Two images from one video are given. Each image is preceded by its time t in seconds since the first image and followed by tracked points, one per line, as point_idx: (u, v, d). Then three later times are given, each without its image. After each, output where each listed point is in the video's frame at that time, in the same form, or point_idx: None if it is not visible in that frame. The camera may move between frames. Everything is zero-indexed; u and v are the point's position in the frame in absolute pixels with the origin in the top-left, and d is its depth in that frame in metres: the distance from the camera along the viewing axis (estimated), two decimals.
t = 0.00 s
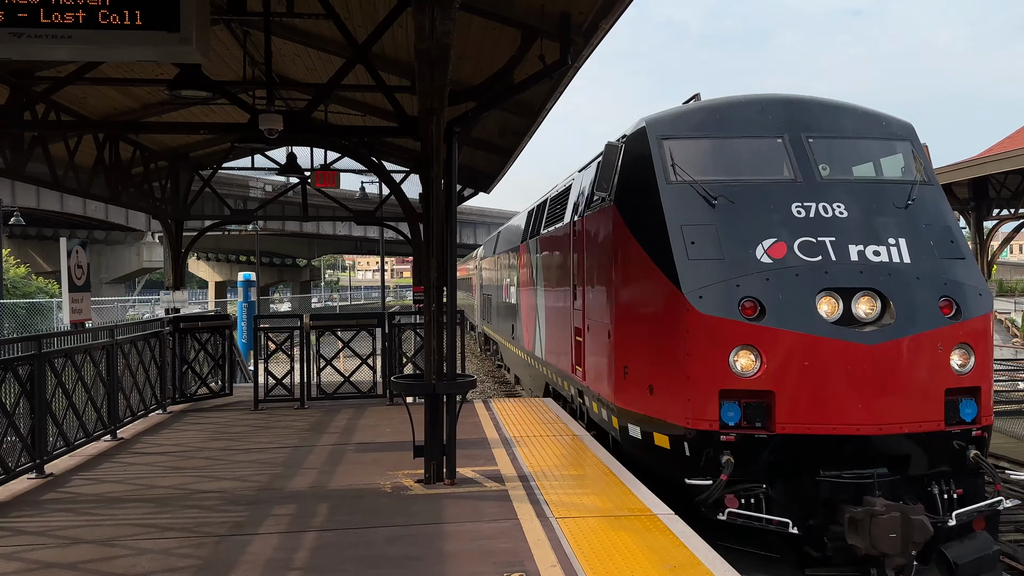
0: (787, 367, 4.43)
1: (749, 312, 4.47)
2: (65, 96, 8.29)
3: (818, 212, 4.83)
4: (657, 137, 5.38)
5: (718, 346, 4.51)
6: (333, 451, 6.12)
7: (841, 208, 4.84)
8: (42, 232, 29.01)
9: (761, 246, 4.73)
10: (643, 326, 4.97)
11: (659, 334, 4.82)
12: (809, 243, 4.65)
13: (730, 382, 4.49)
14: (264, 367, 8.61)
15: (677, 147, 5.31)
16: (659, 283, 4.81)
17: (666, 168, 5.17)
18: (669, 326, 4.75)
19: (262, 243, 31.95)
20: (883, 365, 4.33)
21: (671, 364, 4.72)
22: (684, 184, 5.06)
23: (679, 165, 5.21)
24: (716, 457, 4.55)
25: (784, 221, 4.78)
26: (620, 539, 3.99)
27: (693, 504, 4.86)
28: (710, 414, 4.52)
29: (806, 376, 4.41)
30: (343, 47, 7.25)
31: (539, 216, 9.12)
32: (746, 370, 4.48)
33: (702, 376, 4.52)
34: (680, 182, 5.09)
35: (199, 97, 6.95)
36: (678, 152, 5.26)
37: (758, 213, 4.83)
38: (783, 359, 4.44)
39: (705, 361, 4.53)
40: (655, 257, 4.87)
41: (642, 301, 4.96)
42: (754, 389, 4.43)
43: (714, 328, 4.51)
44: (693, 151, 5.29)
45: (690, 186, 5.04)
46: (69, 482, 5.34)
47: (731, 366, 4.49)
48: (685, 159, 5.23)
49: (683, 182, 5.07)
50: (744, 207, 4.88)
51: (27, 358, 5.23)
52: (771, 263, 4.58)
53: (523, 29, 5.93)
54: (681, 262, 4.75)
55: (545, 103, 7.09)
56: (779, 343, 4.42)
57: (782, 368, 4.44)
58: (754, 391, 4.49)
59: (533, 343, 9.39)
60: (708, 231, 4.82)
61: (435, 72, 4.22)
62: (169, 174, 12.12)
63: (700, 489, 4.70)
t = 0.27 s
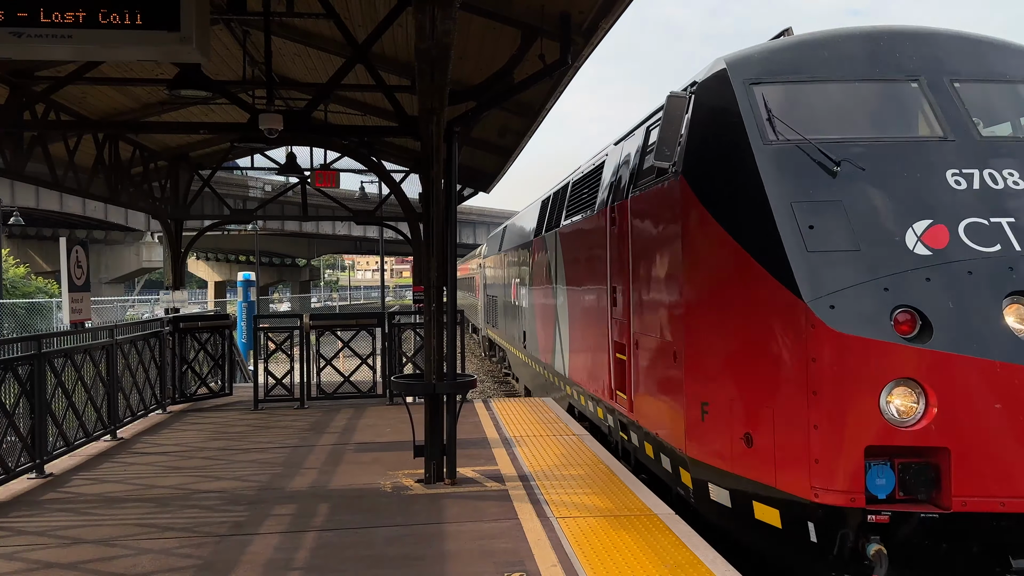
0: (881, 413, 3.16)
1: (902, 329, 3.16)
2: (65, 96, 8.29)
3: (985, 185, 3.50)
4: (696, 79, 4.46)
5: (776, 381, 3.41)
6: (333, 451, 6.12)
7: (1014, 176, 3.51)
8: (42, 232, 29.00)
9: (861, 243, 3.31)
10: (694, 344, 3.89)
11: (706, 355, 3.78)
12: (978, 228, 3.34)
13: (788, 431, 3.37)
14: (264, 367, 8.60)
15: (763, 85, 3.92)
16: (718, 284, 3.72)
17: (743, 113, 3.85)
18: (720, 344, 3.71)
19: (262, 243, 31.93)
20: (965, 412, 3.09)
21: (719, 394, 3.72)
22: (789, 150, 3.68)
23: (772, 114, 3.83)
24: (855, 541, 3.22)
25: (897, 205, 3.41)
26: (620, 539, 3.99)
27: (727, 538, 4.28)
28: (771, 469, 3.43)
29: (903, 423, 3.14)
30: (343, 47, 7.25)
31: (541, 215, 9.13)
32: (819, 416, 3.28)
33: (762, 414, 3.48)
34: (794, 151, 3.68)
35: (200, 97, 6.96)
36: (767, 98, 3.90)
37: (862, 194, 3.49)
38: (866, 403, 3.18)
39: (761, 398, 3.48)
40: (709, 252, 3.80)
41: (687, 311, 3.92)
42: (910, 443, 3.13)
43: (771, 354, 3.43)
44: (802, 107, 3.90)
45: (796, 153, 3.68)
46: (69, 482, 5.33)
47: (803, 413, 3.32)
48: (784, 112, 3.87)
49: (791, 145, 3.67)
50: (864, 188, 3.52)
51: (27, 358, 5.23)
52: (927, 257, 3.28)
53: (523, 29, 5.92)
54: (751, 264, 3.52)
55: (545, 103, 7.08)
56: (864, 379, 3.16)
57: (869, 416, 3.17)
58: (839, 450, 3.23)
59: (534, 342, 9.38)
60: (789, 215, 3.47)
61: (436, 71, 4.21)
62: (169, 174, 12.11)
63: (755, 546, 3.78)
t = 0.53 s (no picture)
0: (927, 433, 2.12)
1: None
2: (64, 96, 8.29)
3: None
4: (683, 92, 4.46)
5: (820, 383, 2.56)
6: (333, 451, 6.12)
7: None
8: (41, 233, 29.01)
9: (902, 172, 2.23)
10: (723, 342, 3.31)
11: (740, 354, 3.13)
12: None
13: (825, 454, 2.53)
14: (264, 367, 8.61)
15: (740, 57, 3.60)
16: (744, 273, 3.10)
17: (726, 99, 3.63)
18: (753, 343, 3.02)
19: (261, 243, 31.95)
20: None
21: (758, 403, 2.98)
22: (762, 105, 3.15)
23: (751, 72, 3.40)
24: None
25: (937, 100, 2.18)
26: (619, 538, 3.98)
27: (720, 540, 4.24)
28: (854, 529, 2.38)
29: (951, 452, 2.04)
30: (342, 46, 7.24)
31: (541, 215, 9.14)
32: (864, 437, 2.35)
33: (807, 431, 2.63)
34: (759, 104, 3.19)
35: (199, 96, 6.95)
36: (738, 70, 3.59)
37: (895, 100, 2.31)
38: (913, 420, 2.16)
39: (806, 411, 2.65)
40: (743, 229, 3.11)
41: (731, 294, 3.21)
42: None
43: (811, 351, 2.60)
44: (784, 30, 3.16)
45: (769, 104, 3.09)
46: (69, 482, 5.34)
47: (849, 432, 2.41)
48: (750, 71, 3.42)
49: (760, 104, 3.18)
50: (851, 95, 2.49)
51: (27, 358, 5.23)
52: None
53: (522, 29, 5.91)
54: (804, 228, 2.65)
55: (545, 102, 7.08)
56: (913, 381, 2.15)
57: (915, 438, 2.15)
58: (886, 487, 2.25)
59: (534, 342, 9.38)
60: (811, 160, 2.61)
61: (435, 70, 4.21)
62: (168, 173, 12.12)
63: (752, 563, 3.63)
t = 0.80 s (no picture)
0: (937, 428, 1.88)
1: None
2: (62, 95, 8.28)
3: None
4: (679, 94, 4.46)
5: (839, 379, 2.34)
6: (332, 450, 6.11)
7: None
8: (40, 232, 28.98)
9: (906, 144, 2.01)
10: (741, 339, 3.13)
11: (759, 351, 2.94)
12: None
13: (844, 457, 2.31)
14: (263, 366, 8.61)
15: (739, 55, 3.57)
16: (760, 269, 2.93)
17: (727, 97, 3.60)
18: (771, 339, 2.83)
19: (260, 243, 31.93)
20: None
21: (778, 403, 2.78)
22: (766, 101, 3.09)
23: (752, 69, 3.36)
24: None
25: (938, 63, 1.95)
26: (618, 537, 4.00)
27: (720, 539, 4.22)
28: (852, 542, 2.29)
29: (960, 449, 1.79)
30: (341, 45, 7.22)
31: (540, 215, 9.13)
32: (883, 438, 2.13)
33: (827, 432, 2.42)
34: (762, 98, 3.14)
35: (197, 96, 6.94)
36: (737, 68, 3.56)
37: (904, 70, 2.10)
38: (923, 415, 1.93)
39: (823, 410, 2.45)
40: (758, 222, 2.94)
41: (750, 290, 3.02)
42: None
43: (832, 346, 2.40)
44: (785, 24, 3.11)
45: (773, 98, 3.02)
46: (67, 482, 5.33)
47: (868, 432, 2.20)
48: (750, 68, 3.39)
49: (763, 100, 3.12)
50: (861, 70, 2.31)
51: (25, 357, 5.22)
52: None
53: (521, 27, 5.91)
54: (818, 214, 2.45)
55: (544, 101, 7.07)
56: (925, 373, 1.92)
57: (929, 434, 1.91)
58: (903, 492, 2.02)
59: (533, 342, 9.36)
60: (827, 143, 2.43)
61: (434, 68, 4.20)
62: (167, 172, 12.10)
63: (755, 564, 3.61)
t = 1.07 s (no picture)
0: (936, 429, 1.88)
1: None
2: (60, 94, 8.26)
3: None
4: (684, 91, 4.49)
5: (836, 381, 2.33)
6: (330, 450, 6.11)
7: None
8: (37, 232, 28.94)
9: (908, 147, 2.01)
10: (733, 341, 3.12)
11: (752, 352, 2.94)
12: None
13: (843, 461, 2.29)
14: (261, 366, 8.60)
15: (741, 57, 3.59)
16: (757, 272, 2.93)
17: (731, 93, 3.62)
18: (768, 341, 2.82)
19: (258, 242, 31.90)
20: None
21: (773, 405, 2.76)
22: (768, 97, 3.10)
23: (756, 65, 3.38)
24: None
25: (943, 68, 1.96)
26: (616, 536, 4.00)
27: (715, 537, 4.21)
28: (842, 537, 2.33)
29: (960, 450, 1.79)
30: (339, 44, 7.22)
31: (540, 214, 9.14)
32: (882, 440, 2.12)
33: (824, 436, 2.41)
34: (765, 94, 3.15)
35: (196, 95, 6.94)
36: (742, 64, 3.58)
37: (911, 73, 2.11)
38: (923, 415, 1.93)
39: (820, 411, 2.44)
40: (756, 224, 2.93)
41: (744, 291, 3.04)
42: None
43: (829, 348, 2.39)
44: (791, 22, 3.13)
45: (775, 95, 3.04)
46: (64, 481, 5.32)
47: (866, 434, 2.19)
48: (756, 64, 3.41)
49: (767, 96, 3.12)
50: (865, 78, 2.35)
51: (22, 357, 5.21)
52: None
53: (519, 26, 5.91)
54: (816, 217, 2.46)
55: (542, 100, 7.07)
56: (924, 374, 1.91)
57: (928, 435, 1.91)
58: (905, 494, 2.01)
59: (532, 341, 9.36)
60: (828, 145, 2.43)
61: (433, 68, 4.20)
62: (165, 172, 12.09)
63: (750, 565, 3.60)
